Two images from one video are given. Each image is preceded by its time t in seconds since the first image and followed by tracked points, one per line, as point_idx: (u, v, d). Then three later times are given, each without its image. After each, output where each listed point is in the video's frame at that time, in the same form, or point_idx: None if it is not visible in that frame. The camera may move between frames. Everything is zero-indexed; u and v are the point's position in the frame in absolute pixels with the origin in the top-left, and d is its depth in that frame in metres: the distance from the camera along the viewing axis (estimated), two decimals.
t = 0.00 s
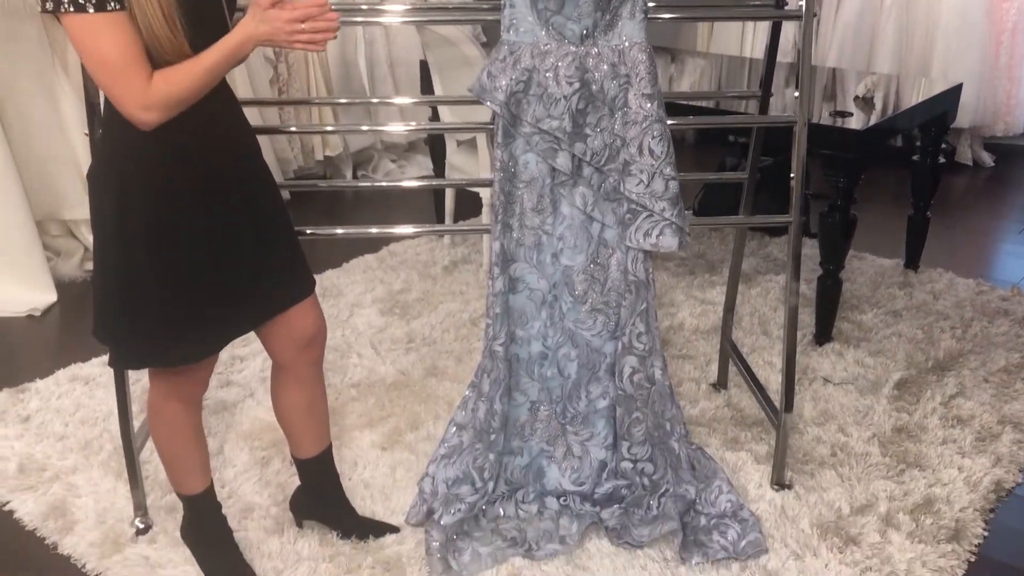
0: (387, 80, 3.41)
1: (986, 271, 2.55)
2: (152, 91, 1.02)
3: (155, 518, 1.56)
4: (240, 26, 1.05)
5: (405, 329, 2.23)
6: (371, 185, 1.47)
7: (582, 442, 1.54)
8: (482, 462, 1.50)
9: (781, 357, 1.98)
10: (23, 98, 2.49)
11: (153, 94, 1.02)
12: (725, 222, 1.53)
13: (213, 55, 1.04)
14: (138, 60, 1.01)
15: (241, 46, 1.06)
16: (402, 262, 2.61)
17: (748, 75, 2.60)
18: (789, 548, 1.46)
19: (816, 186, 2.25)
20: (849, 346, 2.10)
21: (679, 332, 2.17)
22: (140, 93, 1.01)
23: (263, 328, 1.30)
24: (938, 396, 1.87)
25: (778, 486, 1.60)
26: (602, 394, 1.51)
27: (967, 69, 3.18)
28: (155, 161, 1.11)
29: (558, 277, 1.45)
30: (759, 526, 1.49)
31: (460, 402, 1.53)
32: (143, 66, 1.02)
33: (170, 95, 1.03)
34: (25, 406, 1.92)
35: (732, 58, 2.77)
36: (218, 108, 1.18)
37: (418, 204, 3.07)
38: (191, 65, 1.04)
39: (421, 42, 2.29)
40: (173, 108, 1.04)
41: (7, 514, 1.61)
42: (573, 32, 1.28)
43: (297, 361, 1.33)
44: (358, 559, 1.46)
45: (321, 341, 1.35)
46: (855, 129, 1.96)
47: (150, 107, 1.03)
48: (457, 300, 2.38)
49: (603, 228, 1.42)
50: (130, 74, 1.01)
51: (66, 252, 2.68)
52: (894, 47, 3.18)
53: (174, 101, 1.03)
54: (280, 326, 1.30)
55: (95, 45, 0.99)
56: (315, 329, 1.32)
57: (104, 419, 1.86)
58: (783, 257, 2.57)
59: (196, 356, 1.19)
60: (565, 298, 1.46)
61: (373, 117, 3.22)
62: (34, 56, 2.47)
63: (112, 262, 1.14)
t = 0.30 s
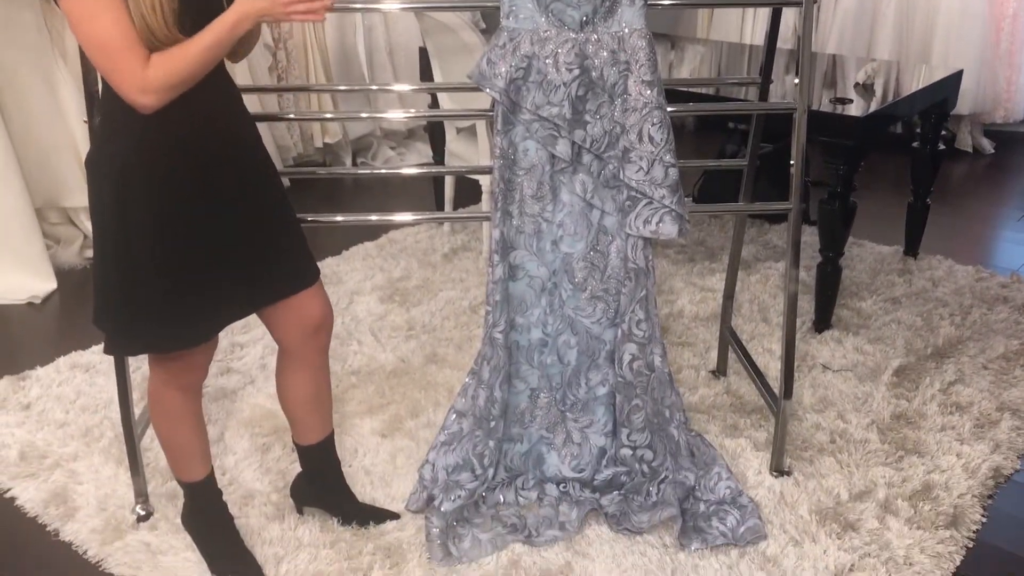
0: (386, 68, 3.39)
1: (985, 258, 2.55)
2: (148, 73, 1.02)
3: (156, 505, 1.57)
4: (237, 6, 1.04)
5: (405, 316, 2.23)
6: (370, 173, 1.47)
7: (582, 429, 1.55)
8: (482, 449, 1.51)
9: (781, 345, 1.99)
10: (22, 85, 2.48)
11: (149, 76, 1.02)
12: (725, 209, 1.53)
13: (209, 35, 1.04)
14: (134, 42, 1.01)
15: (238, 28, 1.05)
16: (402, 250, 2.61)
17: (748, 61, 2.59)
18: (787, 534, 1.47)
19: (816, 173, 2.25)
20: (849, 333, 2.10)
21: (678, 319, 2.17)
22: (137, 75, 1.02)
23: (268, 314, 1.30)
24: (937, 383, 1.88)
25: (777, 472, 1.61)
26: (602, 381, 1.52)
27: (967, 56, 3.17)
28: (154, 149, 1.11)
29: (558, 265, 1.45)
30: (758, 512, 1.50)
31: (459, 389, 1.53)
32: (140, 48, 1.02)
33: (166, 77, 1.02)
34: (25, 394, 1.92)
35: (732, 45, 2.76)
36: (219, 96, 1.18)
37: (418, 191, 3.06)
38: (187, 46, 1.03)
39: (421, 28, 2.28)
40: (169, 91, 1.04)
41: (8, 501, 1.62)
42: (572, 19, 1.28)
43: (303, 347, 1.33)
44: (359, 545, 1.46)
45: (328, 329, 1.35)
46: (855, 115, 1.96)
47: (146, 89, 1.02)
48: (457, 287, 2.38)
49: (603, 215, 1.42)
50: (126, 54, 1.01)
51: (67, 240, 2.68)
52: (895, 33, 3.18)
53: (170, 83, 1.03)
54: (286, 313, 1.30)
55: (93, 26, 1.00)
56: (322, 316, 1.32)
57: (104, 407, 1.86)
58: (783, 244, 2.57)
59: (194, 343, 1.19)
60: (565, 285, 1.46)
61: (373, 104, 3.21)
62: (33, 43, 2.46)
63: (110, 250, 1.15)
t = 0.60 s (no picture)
0: (385, 59, 3.38)
1: (985, 249, 2.55)
2: (121, 66, 1.02)
3: (157, 497, 1.57)
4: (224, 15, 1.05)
5: (404, 308, 2.23)
6: (369, 164, 1.48)
7: (582, 420, 1.55)
8: (482, 440, 1.51)
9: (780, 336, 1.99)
10: (22, 76, 2.47)
11: (121, 69, 1.03)
12: (725, 199, 1.53)
13: (190, 39, 1.04)
14: (113, 33, 1.02)
15: (220, 38, 1.06)
16: (401, 242, 2.61)
17: (748, 52, 2.59)
18: (787, 525, 1.47)
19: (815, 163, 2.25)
20: (848, 324, 2.10)
21: (678, 311, 2.17)
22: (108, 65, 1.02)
23: (273, 308, 1.30)
24: (936, 373, 1.88)
25: (776, 463, 1.61)
26: (602, 372, 1.51)
27: (967, 46, 3.16)
28: (152, 141, 1.11)
29: (558, 256, 1.45)
30: (757, 503, 1.51)
31: (459, 381, 1.53)
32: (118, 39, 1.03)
33: (139, 73, 1.03)
34: (25, 386, 1.92)
35: (732, 35, 2.76)
36: (219, 88, 1.17)
37: (417, 183, 3.06)
38: (168, 47, 1.03)
39: (419, 19, 2.27)
40: (142, 86, 1.05)
41: (9, 493, 1.62)
42: (572, 9, 1.28)
43: (308, 343, 1.33)
44: (359, 537, 1.47)
45: (333, 325, 1.35)
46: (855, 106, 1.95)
47: (117, 81, 1.03)
48: (456, 279, 2.38)
49: (603, 207, 1.41)
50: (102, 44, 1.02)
51: (66, 233, 2.67)
52: (895, 23, 3.16)
53: (142, 79, 1.04)
54: (289, 307, 1.30)
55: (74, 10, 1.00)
56: (327, 313, 1.32)
57: (104, 399, 1.87)
58: (782, 235, 2.57)
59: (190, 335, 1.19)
60: (565, 277, 1.46)
61: (372, 95, 3.20)
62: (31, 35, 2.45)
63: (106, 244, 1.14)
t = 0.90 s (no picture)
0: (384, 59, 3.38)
1: (983, 247, 2.55)
2: (89, 63, 1.03)
3: (156, 498, 1.57)
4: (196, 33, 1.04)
5: (404, 308, 2.23)
6: (367, 165, 1.48)
7: (581, 420, 1.55)
8: (481, 440, 1.51)
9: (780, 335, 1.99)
10: (20, 72, 2.47)
11: (89, 66, 1.03)
12: (724, 199, 1.53)
13: (161, 50, 1.04)
14: (90, 30, 1.03)
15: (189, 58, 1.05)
16: (400, 242, 2.61)
17: (746, 51, 2.59)
18: (787, 524, 1.47)
19: (815, 163, 2.25)
20: (847, 323, 2.10)
21: (677, 310, 2.18)
22: (78, 59, 1.03)
23: (282, 311, 1.30)
24: (936, 372, 1.88)
25: (776, 462, 1.61)
26: (601, 372, 1.51)
27: (966, 44, 3.16)
28: (150, 142, 1.11)
29: (557, 256, 1.45)
30: (757, 502, 1.51)
31: (459, 381, 1.54)
32: (95, 37, 1.03)
33: (104, 74, 1.03)
34: (24, 387, 1.92)
35: (730, 35, 2.76)
36: (223, 88, 1.18)
37: (416, 183, 3.06)
38: (140, 56, 1.04)
39: (418, 19, 2.27)
40: (109, 88, 1.05)
41: (8, 495, 1.62)
42: (570, 10, 1.29)
43: (314, 346, 1.33)
44: (359, 537, 1.46)
45: (340, 330, 1.34)
46: (853, 105, 1.95)
47: (84, 77, 1.04)
48: (456, 279, 2.38)
49: (601, 206, 1.41)
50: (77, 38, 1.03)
51: (65, 234, 2.66)
52: (893, 23, 3.17)
53: (107, 81, 1.04)
54: (297, 310, 1.29)
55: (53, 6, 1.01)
56: (335, 317, 1.32)
57: (104, 400, 1.87)
58: (781, 234, 2.57)
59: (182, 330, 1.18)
60: (563, 277, 1.46)
61: (370, 96, 3.20)
62: (26, 37, 2.45)
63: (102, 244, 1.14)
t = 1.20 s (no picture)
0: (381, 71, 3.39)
1: (980, 258, 2.56)
2: (95, 74, 1.05)
3: (154, 511, 1.57)
4: (195, 46, 1.05)
5: (402, 320, 2.23)
6: (366, 178, 1.48)
7: (580, 432, 1.55)
8: (479, 452, 1.51)
9: (777, 346, 1.99)
10: (23, 85, 2.48)
11: (95, 76, 1.06)
12: (721, 211, 1.54)
13: (160, 61, 1.05)
14: (98, 40, 1.05)
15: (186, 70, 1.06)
16: (398, 254, 2.61)
17: (742, 63, 2.60)
18: (785, 536, 1.47)
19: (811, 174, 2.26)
20: (844, 334, 2.11)
21: (674, 321, 2.18)
22: (86, 69, 1.06)
23: (284, 323, 1.30)
24: (933, 383, 1.88)
25: (774, 473, 1.61)
26: (599, 383, 1.52)
27: (961, 56, 3.18)
28: (152, 151, 1.12)
29: (554, 267, 1.45)
30: (755, 514, 1.50)
31: (457, 392, 1.54)
32: (102, 48, 1.06)
33: (109, 85, 1.05)
34: (22, 400, 1.92)
35: (726, 48, 2.77)
36: (230, 98, 1.18)
37: (414, 195, 3.07)
38: (141, 66, 1.05)
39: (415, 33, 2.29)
40: (115, 98, 1.07)
41: (5, 508, 1.61)
42: (567, 23, 1.29)
43: (316, 358, 1.33)
44: (357, 550, 1.46)
45: (343, 343, 1.35)
46: (849, 117, 1.96)
47: (91, 86, 1.06)
48: (453, 291, 2.38)
49: (599, 218, 1.42)
50: (83, 48, 1.05)
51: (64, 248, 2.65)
52: (888, 36, 3.18)
53: (112, 92, 1.06)
54: (301, 322, 1.30)
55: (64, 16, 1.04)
56: (337, 329, 1.32)
57: (102, 413, 1.86)
58: (778, 245, 2.58)
59: (180, 337, 1.18)
60: (561, 288, 1.47)
61: (368, 108, 3.21)
62: (25, 52, 2.46)
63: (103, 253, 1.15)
